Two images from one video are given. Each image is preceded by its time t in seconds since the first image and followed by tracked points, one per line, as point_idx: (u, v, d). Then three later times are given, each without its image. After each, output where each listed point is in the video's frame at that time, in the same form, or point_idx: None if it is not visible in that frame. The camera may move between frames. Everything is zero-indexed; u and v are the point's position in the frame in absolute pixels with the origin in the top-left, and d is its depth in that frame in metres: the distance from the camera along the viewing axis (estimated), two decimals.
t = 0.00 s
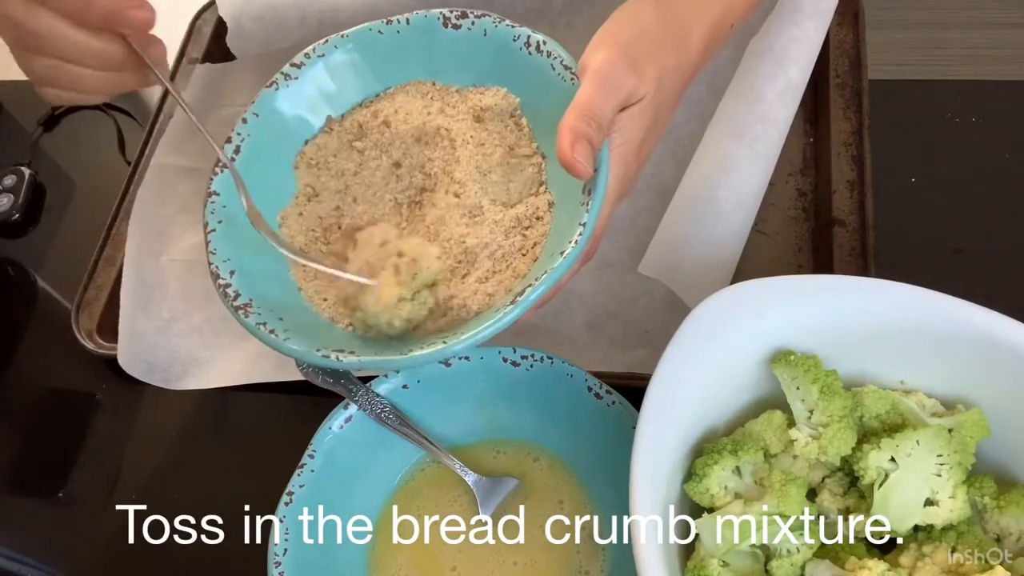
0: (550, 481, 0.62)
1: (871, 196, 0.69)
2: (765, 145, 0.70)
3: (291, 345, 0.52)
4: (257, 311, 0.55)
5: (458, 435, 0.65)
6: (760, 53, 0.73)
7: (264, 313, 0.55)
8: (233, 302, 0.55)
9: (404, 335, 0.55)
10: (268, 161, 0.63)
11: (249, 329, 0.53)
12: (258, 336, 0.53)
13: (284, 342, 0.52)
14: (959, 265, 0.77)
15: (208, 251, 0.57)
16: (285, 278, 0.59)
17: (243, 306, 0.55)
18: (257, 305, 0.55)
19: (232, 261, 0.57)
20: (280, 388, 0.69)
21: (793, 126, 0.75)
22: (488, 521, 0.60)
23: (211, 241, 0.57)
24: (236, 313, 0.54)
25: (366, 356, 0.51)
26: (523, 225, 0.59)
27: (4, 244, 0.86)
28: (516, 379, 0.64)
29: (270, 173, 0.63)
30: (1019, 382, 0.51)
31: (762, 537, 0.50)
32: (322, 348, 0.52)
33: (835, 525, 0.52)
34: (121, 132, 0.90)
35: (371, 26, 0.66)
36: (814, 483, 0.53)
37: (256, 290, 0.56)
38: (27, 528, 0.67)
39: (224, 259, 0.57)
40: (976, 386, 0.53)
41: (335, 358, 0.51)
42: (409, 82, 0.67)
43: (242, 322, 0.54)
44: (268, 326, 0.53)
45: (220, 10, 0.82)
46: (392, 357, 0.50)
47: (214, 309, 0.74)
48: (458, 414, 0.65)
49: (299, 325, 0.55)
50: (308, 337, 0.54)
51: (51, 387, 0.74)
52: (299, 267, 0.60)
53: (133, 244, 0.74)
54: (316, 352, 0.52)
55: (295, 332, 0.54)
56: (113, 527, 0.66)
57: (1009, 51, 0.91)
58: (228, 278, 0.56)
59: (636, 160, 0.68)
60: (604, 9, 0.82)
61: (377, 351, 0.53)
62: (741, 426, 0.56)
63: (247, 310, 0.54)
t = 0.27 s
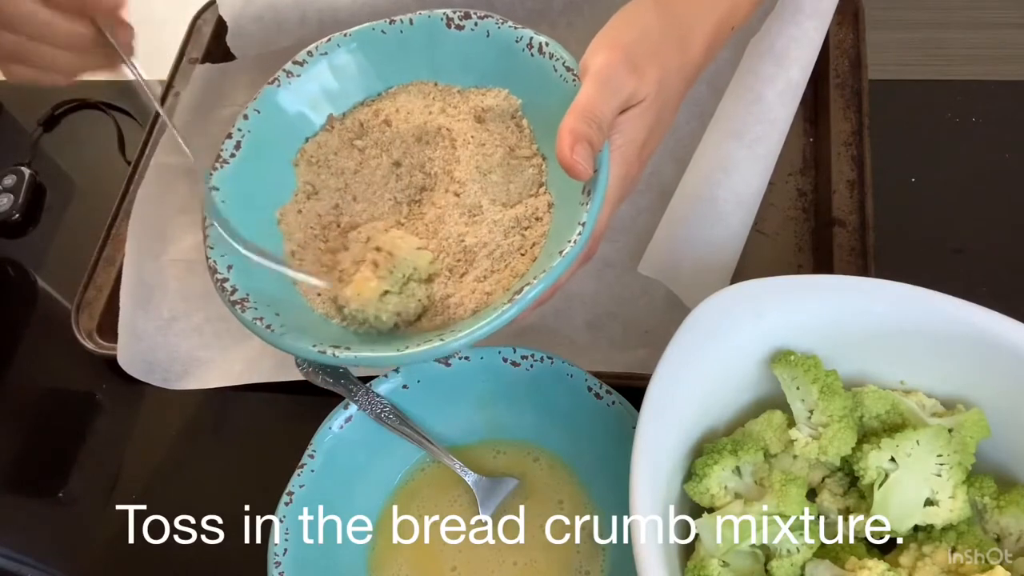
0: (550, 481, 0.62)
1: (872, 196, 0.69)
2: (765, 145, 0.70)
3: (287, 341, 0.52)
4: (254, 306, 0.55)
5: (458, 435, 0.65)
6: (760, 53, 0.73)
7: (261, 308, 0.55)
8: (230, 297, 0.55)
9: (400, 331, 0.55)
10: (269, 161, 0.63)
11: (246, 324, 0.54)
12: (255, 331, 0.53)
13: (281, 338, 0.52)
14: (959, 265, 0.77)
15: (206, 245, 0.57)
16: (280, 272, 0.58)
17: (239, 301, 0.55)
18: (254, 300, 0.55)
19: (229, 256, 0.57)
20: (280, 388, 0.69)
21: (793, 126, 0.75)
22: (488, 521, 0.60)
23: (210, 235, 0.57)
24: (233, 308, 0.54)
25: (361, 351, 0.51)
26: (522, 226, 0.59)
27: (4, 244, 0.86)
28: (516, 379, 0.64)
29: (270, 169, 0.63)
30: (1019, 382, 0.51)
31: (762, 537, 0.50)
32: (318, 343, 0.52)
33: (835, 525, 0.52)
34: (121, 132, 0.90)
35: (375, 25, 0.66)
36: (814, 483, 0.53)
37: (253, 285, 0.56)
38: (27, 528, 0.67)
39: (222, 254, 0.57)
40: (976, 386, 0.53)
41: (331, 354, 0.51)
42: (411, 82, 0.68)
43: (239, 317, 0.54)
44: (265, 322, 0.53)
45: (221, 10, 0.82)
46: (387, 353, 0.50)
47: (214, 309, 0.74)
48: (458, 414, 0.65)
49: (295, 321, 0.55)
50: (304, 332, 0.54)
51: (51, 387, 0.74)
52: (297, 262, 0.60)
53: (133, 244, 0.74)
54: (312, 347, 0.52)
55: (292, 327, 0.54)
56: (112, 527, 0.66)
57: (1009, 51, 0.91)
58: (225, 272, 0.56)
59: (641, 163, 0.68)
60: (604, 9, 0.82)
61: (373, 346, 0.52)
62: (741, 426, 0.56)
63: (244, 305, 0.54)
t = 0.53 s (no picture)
0: (550, 481, 0.62)
1: (872, 196, 0.69)
2: (764, 146, 0.70)
3: (284, 342, 0.52)
4: (250, 306, 0.55)
5: (458, 435, 0.65)
6: (761, 54, 0.73)
7: (257, 308, 0.55)
8: (226, 297, 0.55)
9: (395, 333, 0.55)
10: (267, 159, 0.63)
11: (242, 324, 0.54)
12: (250, 331, 0.53)
13: (277, 339, 0.52)
14: (959, 265, 0.77)
15: (202, 246, 0.58)
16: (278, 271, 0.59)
17: (235, 301, 0.55)
18: (249, 300, 0.55)
19: (226, 256, 0.57)
20: (281, 389, 0.69)
21: (793, 126, 0.75)
22: (488, 521, 0.60)
23: (205, 236, 0.58)
24: (229, 307, 0.55)
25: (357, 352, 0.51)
26: (520, 226, 0.58)
27: (4, 244, 0.86)
28: (517, 380, 0.64)
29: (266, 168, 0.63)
30: (1018, 382, 0.51)
31: (762, 537, 0.50)
32: (314, 343, 0.52)
33: (835, 525, 0.52)
34: (121, 132, 0.90)
35: (372, 24, 0.65)
36: (814, 483, 0.53)
37: (250, 284, 0.56)
38: (27, 528, 0.67)
39: (218, 253, 0.57)
40: (976, 386, 0.53)
41: (327, 355, 0.51)
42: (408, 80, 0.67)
43: (235, 317, 0.55)
44: (261, 323, 0.54)
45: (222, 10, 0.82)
46: (382, 355, 0.50)
47: (214, 309, 0.74)
48: (459, 415, 0.65)
49: (292, 321, 0.55)
50: (301, 332, 0.54)
51: (52, 387, 0.74)
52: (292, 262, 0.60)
53: (133, 244, 0.74)
54: (309, 349, 0.52)
55: (287, 327, 0.54)
56: (112, 527, 0.66)
57: (1010, 51, 0.91)
58: (222, 272, 0.56)
59: (637, 164, 0.68)
60: (604, 10, 0.82)
61: (369, 347, 0.52)
62: (741, 426, 0.56)
63: (240, 304, 0.55)
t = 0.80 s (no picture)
0: (550, 481, 0.62)
1: (872, 196, 0.69)
2: (764, 146, 0.70)
3: (297, 363, 0.52)
4: (263, 330, 0.54)
5: (458, 435, 0.65)
6: (762, 54, 0.73)
7: (270, 331, 0.54)
8: (239, 322, 0.54)
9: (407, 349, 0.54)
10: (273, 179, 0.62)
11: (256, 348, 0.53)
12: (265, 356, 0.52)
13: (290, 360, 0.52)
14: (958, 265, 0.77)
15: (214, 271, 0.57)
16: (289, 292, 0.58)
17: (249, 326, 0.54)
18: (263, 324, 0.54)
19: (237, 280, 0.56)
20: (280, 390, 0.68)
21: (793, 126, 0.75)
22: (487, 521, 0.60)
23: (216, 261, 0.56)
24: (243, 333, 0.54)
25: (374, 372, 0.50)
26: (528, 237, 0.58)
27: (4, 244, 0.86)
28: (517, 381, 0.64)
29: (273, 189, 0.62)
30: (1019, 382, 0.51)
31: (762, 537, 0.50)
32: (330, 365, 0.52)
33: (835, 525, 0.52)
34: (121, 132, 0.90)
35: (370, 40, 0.64)
36: (814, 483, 0.53)
37: (263, 308, 0.56)
38: (27, 528, 0.67)
39: (229, 278, 0.56)
40: (975, 385, 0.53)
41: (343, 376, 0.50)
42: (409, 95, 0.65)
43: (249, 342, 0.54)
44: (274, 346, 0.53)
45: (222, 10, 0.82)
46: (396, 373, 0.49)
47: (214, 309, 0.74)
48: (459, 416, 0.65)
49: (305, 343, 0.54)
50: (316, 354, 0.53)
51: (52, 387, 0.74)
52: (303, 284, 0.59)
53: (133, 244, 0.74)
54: (323, 369, 0.51)
55: (303, 350, 0.53)
56: (113, 527, 0.66)
57: (1011, 51, 0.91)
58: (234, 297, 0.55)
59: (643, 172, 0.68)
60: (605, 10, 0.82)
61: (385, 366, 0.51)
62: (741, 426, 0.56)
63: (254, 330, 0.54)
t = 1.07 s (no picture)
0: (550, 482, 0.62)
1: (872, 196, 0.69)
2: (764, 147, 0.70)
3: (301, 366, 0.51)
4: (267, 332, 0.54)
5: (458, 435, 0.65)
6: (763, 55, 0.73)
7: (274, 333, 0.54)
8: (242, 323, 0.54)
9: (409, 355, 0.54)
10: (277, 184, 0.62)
11: (259, 351, 0.53)
12: (268, 358, 0.52)
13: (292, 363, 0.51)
14: (958, 265, 0.77)
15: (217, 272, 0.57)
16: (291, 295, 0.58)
17: (252, 328, 0.54)
18: (267, 326, 0.54)
19: (241, 281, 0.56)
20: (281, 390, 0.68)
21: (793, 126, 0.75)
22: (487, 521, 0.60)
23: (219, 262, 0.57)
24: (246, 335, 0.54)
25: (374, 376, 0.50)
26: (528, 245, 0.57)
27: (4, 244, 0.86)
28: (517, 382, 0.64)
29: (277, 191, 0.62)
30: (1019, 383, 0.51)
31: (762, 537, 0.50)
32: (332, 368, 0.51)
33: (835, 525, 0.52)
34: (121, 132, 0.90)
35: (376, 45, 0.64)
36: (814, 483, 0.53)
37: (266, 311, 0.55)
38: (27, 528, 0.67)
39: (232, 279, 0.56)
40: (976, 385, 0.53)
41: (345, 380, 0.50)
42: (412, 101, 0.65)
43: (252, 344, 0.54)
44: (277, 348, 0.53)
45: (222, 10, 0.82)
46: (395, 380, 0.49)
47: (215, 309, 0.74)
48: (459, 416, 0.65)
49: (308, 346, 0.54)
50: (319, 356, 0.53)
51: (52, 387, 0.74)
52: (307, 285, 0.59)
53: (134, 245, 0.74)
54: (325, 373, 0.51)
55: (305, 353, 0.53)
56: (113, 527, 0.66)
57: (1011, 51, 0.91)
58: (237, 298, 0.55)
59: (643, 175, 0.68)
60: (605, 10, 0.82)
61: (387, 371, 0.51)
62: (741, 426, 0.56)
63: (257, 331, 0.54)
